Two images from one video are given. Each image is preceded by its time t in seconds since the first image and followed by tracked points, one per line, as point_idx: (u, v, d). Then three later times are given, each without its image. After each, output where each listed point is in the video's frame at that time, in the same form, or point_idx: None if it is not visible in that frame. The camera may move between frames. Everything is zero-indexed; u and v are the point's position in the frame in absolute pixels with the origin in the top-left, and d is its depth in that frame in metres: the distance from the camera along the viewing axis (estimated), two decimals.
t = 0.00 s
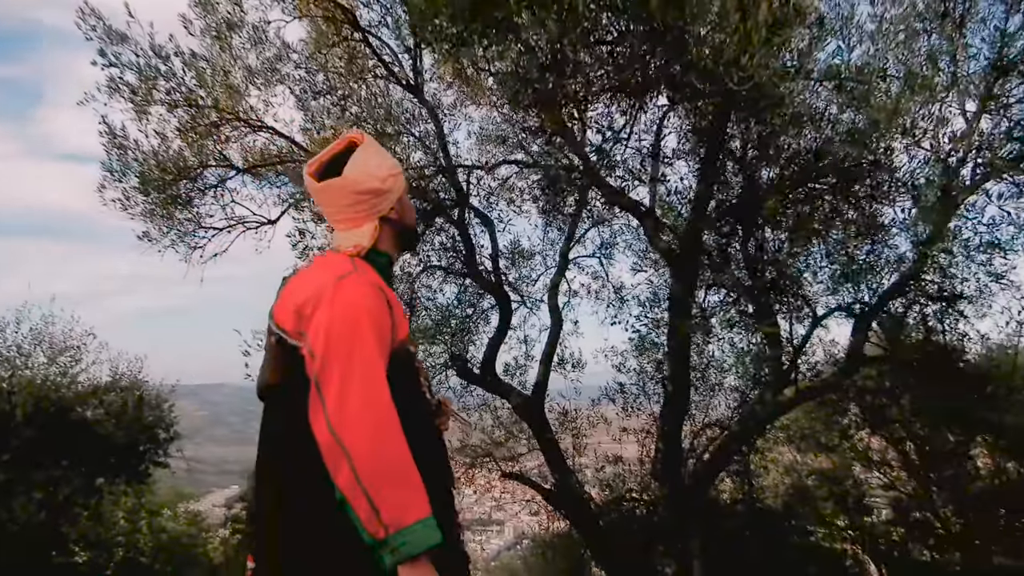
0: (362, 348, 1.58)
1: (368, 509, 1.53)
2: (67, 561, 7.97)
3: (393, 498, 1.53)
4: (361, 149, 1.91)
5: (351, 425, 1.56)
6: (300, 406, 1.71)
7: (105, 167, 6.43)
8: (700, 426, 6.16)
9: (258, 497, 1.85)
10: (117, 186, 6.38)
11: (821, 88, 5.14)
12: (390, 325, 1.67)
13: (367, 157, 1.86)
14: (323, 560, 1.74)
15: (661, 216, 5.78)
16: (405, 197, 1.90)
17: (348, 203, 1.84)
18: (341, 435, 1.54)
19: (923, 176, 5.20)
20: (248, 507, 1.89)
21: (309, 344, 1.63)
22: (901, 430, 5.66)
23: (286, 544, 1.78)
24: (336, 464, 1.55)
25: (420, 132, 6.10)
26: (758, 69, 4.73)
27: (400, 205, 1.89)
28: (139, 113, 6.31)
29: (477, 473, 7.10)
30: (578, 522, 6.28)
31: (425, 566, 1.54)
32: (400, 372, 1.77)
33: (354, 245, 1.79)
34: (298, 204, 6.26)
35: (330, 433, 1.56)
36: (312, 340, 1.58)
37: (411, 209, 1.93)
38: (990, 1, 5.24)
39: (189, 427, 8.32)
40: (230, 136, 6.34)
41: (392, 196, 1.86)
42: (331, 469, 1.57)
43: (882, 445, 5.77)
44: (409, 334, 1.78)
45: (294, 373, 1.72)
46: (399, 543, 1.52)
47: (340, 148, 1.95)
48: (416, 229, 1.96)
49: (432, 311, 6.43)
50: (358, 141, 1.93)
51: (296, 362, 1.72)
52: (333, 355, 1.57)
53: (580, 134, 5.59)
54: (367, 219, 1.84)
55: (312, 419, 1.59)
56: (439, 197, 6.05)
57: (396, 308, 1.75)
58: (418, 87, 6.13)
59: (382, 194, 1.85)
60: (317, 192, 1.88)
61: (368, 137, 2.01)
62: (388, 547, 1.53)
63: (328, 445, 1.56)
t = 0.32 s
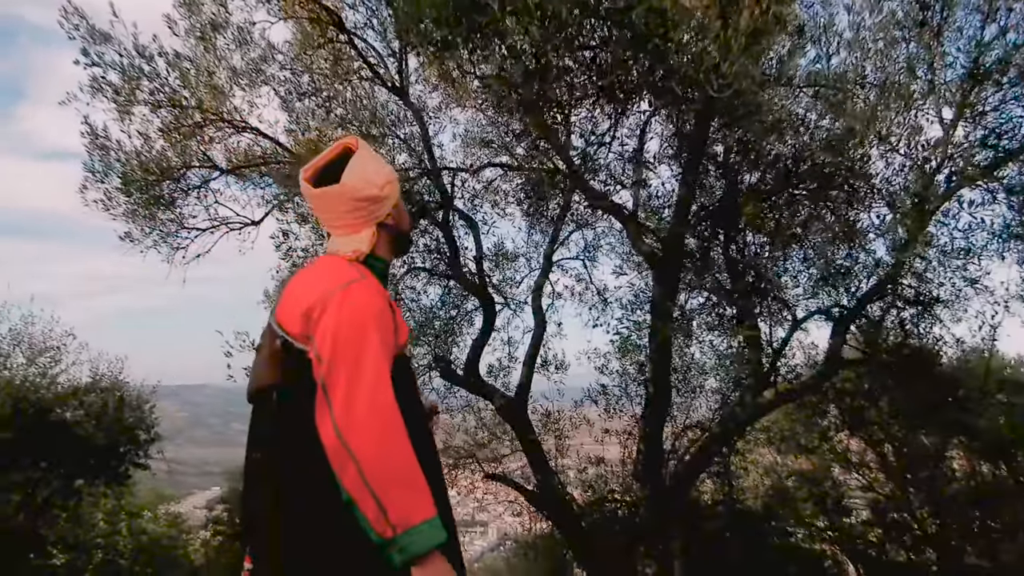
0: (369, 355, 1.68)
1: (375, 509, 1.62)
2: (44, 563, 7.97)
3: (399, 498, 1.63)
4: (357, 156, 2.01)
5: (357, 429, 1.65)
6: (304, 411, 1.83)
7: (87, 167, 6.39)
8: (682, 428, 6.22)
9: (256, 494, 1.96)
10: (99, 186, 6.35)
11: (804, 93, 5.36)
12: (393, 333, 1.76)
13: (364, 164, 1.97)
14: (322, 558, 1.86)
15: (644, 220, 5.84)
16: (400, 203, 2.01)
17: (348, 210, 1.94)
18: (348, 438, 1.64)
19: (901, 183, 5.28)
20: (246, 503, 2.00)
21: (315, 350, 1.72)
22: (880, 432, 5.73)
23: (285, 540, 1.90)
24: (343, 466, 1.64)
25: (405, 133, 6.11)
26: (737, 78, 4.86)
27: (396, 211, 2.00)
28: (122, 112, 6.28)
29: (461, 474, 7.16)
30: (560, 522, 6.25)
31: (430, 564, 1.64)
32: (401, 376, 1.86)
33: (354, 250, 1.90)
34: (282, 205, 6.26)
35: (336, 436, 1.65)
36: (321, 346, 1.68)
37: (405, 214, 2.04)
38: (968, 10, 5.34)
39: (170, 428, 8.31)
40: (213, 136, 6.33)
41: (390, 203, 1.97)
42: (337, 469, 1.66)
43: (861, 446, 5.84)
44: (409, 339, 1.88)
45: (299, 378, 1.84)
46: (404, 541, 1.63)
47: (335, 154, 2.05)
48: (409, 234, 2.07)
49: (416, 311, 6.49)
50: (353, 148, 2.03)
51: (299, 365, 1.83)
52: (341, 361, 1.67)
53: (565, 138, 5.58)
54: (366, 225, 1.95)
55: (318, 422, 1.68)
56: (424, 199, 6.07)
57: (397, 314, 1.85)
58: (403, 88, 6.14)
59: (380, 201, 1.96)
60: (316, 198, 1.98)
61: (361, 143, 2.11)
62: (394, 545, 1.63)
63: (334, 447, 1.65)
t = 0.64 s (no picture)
0: (380, 358, 1.76)
1: (400, 500, 1.74)
2: (28, 567, 8.06)
3: (420, 490, 1.74)
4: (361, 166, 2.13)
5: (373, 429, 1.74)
6: (317, 413, 1.87)
7: (74, 172, 6.36)
8: (668, 432, 6.26)
9: (260, 496, 1.99)
10: (86, 191, 6.32)
11: (790, 102, 5.30)
12: (402, 336, 1.85)
13: (370, 174, 2.09)
14: (331, 557, 1.90)
15: (632, 227, 5.88)
16: (402, 213, 2.12)
17: (353, 217, 2.04)
18: (364, 438, 1.73)
19: (882, 193, 5.35)
20: (247, 506, 2.02)
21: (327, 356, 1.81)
22: (863, 436, 5.89)
23: (293, 540, 1.94)
24: (362, 464, 1.74)
25: (395, 139, 6.11)
26: (722, 89, 4.92)
27: (398, 220, 2.11)
28: (111, 117, 6.27)
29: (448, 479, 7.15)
30: (548, 526, 6.25)
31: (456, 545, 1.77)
32: (406, 375, 1.95)
33: (359, 257, 1.99)
34: (271, 210, 6.27)
35: (352, 437, 1.74)
36: (336, 352, 1.76)
37: (405, 224, 2.15)
38: (950, 21, 5.45)
39: (155, 432, 8.27)
40: (202, 141, 6.34)
41: (393, 212, 2.09)
42: (356, 467, 1.76)
43: (847, 450, 6.02)
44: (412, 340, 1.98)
45: (310, 382, 1.90)
46: (430, 526, 1.76)
47: (337, 164, 2.16)
48: (407, 243, 2.18)
49: (405, 315, 6.53)
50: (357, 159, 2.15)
51: (312, 370, 1.89)
52: (356, 366, 1.76)
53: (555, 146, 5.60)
54: (370, 232, 2.05)
55: (333, 425, 1.77)
56: (413, 205, 6.07)
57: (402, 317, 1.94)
58: (392, 94, 6.14)
59: (384, 208, 2.07)
60: (322, 205, 2.08)
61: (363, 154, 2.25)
62: (420, 530, 1.77)
63: (351, 447, 1.75)
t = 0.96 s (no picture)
0: (402, 361, 1.68)
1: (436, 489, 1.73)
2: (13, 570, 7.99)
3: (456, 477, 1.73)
4: (358, 166, 2.06)
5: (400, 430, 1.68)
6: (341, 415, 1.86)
7: (56, 172, 6.32)
8: (654, 433, 6.37)
9: (272, 500, 1.93)
10: (69, 190, 6.29)
11: (770, 105, 5.39)
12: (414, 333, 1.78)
13: (370, 175, 2.02)
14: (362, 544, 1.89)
15: (618, 229, 5.95)
16: (401, 216, 2.08)
17: (353, 220, 1.99)
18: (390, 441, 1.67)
19: (860, 196, 5.41)
20: (246, 519, 1.94)
21: (344, 360, 1.73)
22: (847, 437, 5.97)
23: (308, 547, 1.91)
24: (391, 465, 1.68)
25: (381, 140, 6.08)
26: (704, 92, 4.93)
27: (396, 223, 2.06)
28: (93, 116, 6.24)
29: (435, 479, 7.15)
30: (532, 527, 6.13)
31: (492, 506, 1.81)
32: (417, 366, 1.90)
33: (360, 261, 1.94)
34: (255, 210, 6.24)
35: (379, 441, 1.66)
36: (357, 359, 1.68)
37: (402, 228, 2.11)
38: (928, 27, 5.49)
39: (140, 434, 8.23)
40: (186, 140, 6.31)
41: (393, 216, 2.04)
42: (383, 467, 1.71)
43: (830, 451, 6.14)
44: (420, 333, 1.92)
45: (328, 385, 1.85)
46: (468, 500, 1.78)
47: (335, 163, 2.09)
48: (404, 246, 2.13)
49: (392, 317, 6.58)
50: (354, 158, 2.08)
51: (329, 375, 1.85)
52: (377, 372, 1.67)
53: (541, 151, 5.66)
54: (369, 236, 2.00)
55: (354, 429, 1.68)
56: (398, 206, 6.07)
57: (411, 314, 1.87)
58: (376, 93, 6.13)
59: (384, 212, 2.02)
60: (320, 206, 2.02)
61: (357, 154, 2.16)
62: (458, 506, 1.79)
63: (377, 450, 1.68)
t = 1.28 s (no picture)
0: (427, 364, 2.71)
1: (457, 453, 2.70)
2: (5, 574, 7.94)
3: (469, 443, 2.71)
4: (370, 176, 3.01)
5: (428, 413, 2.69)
6: (366, 422, 2.72)
7: (48, 177, 6.31)
8: (647, 432, 6.34)
9: (301, 506, 2.79)
10: (62, 196, 6.27)
11: (759, 110, 5.37)
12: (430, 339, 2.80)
13: (381, 185, 2.98)
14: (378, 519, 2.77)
15: (609, 230, 5.90)
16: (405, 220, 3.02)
17: (369, 225, 2.93)
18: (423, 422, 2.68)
19: (848, 201, 5.48)
20: (276, 513, 2.81)
21: (384, 367, 2.69)
22: (837, 436, 6.04)
23: (332, 541, 2.77)
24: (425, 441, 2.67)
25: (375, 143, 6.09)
26: (692, 99, 4.99)
27: (402, 226, 3.00)
28: (86, 122, 6.24)
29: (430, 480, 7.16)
30: (527, 525, 6.10)
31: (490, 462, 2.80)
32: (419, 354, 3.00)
33: (375, 264, 2.90)
34: (249, 215, 6.25)
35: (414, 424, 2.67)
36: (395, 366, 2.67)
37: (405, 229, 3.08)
38: (916, 32, 5.55)
39: (133, 437, 8.19)
40: (180, 146, 6.32)
41: (399, 220, 2.97)
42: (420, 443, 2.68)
43: (821, 450, 6.17)
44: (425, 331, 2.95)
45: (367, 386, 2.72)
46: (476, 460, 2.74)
47: (347, 169, 3.03)
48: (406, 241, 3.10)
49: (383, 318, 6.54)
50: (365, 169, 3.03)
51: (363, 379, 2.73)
52: (413, 374, 2.68)
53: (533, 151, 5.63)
54: (381, 240, 2.94)
55: (399, 423, 2.67)
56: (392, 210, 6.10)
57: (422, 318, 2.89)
58: (369, 97, 6.14)
59: (392, 217, 2.95)
60: (345, 212, 2.92)
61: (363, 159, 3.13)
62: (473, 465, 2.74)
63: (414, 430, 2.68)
